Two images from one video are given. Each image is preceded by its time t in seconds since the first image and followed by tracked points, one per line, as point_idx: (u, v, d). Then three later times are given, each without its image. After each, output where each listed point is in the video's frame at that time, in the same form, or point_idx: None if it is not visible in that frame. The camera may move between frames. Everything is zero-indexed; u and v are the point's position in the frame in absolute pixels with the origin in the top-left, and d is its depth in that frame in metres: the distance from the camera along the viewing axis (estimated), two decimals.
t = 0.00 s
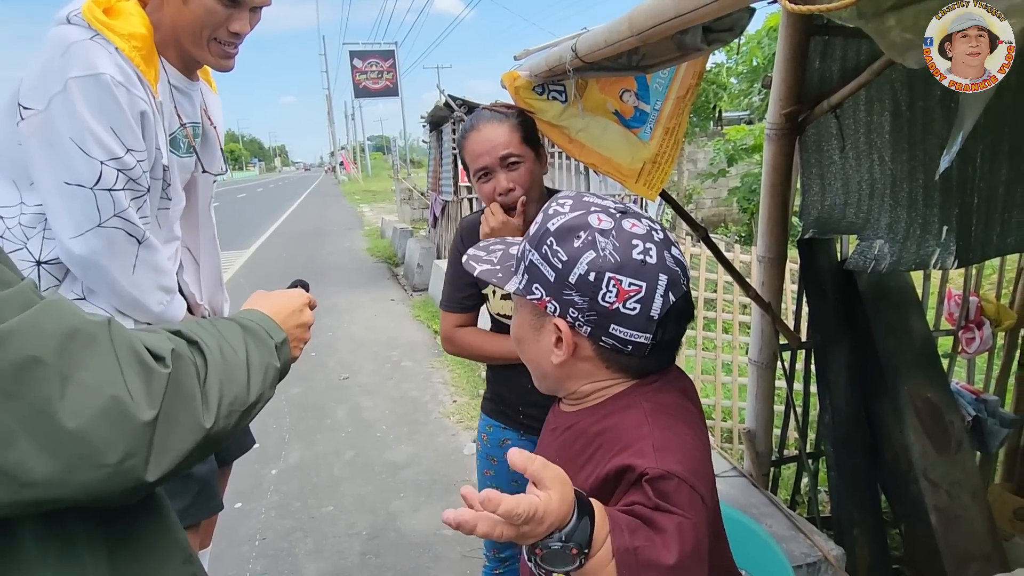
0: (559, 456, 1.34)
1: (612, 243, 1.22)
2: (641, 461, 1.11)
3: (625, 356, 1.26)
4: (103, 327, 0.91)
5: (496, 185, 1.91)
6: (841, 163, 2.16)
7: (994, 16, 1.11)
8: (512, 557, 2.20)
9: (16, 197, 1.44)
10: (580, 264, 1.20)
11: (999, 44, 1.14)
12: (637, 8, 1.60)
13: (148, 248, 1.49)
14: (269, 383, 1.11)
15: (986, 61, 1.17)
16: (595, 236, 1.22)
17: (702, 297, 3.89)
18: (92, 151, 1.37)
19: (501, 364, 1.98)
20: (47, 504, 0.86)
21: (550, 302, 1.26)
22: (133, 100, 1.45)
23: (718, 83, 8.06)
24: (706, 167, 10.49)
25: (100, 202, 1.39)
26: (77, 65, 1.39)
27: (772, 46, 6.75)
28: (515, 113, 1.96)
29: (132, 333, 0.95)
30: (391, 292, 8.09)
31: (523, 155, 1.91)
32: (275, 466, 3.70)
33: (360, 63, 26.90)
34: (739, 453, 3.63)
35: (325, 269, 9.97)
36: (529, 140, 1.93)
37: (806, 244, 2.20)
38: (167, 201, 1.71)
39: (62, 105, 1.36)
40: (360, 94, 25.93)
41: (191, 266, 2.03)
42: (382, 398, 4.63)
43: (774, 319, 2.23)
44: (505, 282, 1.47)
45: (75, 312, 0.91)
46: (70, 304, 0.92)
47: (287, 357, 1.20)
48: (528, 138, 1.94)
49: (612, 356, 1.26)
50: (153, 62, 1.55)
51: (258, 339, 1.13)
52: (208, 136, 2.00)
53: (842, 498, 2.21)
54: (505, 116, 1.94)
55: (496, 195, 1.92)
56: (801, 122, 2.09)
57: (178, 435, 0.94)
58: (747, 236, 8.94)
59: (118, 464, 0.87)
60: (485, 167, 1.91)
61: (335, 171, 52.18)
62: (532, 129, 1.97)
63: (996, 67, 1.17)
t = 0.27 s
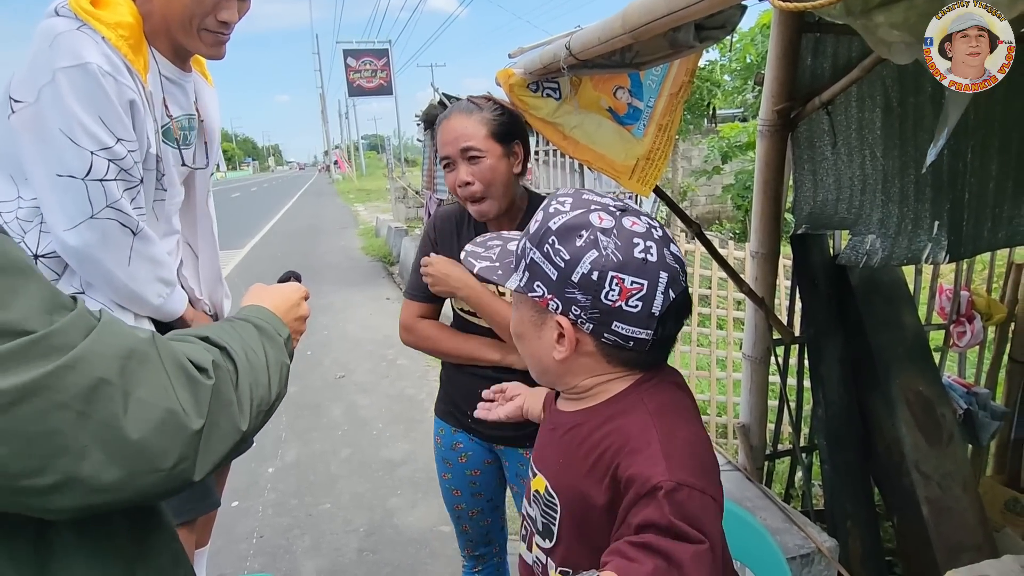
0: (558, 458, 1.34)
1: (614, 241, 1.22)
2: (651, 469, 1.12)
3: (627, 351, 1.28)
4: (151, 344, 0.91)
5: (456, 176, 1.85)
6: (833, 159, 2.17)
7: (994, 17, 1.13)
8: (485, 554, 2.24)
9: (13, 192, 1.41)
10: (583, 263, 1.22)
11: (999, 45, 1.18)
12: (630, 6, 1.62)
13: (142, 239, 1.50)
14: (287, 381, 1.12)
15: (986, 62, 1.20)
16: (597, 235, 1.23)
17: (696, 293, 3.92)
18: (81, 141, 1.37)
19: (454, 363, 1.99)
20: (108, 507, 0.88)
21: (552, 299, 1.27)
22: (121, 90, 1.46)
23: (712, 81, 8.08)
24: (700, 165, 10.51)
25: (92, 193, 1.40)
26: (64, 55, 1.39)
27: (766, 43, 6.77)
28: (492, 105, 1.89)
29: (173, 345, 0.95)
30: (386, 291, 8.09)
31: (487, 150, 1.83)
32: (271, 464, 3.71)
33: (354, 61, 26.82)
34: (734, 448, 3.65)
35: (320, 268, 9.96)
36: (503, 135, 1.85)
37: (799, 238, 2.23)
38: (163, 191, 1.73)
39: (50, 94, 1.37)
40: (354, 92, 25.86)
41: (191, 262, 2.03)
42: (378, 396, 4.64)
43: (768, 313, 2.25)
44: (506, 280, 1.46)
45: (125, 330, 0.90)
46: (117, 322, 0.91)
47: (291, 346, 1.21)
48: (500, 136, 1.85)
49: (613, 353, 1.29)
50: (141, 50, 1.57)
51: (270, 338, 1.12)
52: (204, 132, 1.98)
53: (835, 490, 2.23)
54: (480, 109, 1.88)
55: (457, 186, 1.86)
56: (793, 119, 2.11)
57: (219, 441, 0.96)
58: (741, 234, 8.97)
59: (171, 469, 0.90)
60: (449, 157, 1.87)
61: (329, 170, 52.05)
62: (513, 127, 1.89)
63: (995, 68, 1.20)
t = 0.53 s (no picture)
0: (561, 463, 1.35)
1: (612, 247, 1.24)
2: (663, 482, 1.14)
3: (623, 355, 1.30)
4: (170, 306, 0.99)
5: (437, 176, 1.87)
6: (828, 158, 2.21)
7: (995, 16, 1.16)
8: (469, 557, 2.26)
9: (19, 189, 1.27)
10: (583, 269, 1.23)
11: (1000, 44, 1.19)
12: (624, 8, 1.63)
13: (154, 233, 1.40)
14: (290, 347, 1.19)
15: (987, 62, 1.22)
16: (596, 241, 1.24)
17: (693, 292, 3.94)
18: (91, 139, 1.26)
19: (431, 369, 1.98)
20: (150, 450, 0.95)
21: (550, 304, 1.28)
22: (128, 87, 1.36)
23: (708, 80, 8.11)
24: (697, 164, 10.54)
25: (105, 189, 1.28)
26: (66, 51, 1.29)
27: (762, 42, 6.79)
28: (481, 107, 1.89)
29: (188, 309, 1.03)
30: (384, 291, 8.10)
31: (469, 154, 1.83)
32: (270, 464, 3.71)
33: (350, 62, 26.80)
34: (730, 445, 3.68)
35: (318, 268, 9.96)
36: (488, 140, 1.85)
37: (794, 237, 2.23)
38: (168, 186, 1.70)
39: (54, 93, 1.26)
40: (351, 93, 25.84)
41: (200, 249, 2.03)
42: (377, 396, 4.65)
43: (764, 312, 2.26)
44: (502, 283, 1.48)
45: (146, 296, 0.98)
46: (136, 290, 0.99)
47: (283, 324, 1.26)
48: (486, 139, 1.85)
49: (610, 356, 1.30)
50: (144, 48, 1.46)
51: (266, 312, 1.17)
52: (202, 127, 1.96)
53: (831, 485, 2.25)
54: (470, 110, 1.88)
55: (437, 185, 1.88)
56: (787, 119, 2.12)
57: (239, 390, 1.04)
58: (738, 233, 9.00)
59: (200, 411, 0.97)
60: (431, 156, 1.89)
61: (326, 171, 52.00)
62: (501, 133, 1.88)
63: (996, 67, 1.22)
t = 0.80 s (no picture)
0: (557, 456, 1.36)
1: (614, 245, 1.25)
2: (656, 472, 1.15)
3: (623, 352, 1.31)
4: (175, 286, 1.00)
5: (440, 175, 1.88)
6: (825, 157, 2.21)
7: (994, 17, 1.18)
8: (475, 563, 2.27)
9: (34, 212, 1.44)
10: (584, 266, 1.23)
11: (1000, 44, 1.21)
12: (620, 12, 1.65)
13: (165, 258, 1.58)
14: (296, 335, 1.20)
15: (987, 62, 1.22)
16: (598, 239, 1.25)
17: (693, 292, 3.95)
18: (114, 173, 1.40)
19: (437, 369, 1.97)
20: (155, 423, 0.97)
21: (551, 300, 1.29)
22: (152, 124, 1.48)
23: (707, 80, 8.12)
24: (697, 164, 10.55)
25: (125, 220, 1.44)
26: (95, 91, 1.40)
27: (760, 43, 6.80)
28: (483, 101, 1.86)
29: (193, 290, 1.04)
30: (385, 293, 8.11)
31: (469, 151, 1.81)
32: (272, 466, 3.73)
33: (350, 64, 26.83)
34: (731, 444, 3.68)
35: (318, 270, 9.98)
36: (488, 137, 1.83)
37: (792, 237, 2.25)
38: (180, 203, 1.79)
39: (80, 129, 1.38)
40: (350, 94, 25.87)
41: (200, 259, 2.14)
42: (378, 398, 4.66)
43: (763, 311, 2.27)
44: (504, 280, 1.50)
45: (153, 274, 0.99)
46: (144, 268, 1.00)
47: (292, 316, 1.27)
48: (486, 135, 1.83)
49: (611, 354, 1.31)
50: (164, 80, 1.57)
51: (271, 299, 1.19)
52: (213, 141, 2.04)
53: (831, 482, 2.26)
54: (469, 105, 1.85)
55: (440, 184, 1.90)
56: (785, 118, 2.14)
57: (246, 370, 1.05)
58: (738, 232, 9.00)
59: (207, 386, 0.99)
60: (433, 154, 1.89)
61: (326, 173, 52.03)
62: (503, 128, 1.85)
63: (997, 66, 1.22)
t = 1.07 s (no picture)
0: (562, 454, 1.37)
1: (623, 244, 1.26)
2: (656, 472, 1.16)
3: (630, 350, 1.32)
4: (181, 307, 1.00)
5: (456, 177, 1.92)
6: (829, 157, 2.20)
7: (993, 17, 1.20)
8: (492, 569, 2.22)
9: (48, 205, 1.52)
10: (593, 264, 1.25)
11: (999, 44, 1.24)
12: (622, 12, 1.67)
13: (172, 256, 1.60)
14: (297, 353, 1.21)
15: (986, 62, 1.25)
16: (607, 238, 1.26)
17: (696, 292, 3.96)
18: (125, 166, 1.45)
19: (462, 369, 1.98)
20: (150, 449, 0.98)
21: (560, 298, 1.30)
22: (164, 119, 1.54)
23: (710, 80, 8.13)
24: (700, 164, 10.55)
25: (132, 212, 1.49)
26: (111, 86, 1.47)
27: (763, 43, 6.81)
28: (493, 101, 1.86)
29: (201, 310, 1.04)
30: (389, 294, 8.14)
31: (478, 153, 1.83)
32: (278, 466, 3.75)
33: (353, 66, 26.91)
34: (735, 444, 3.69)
35: (322, 272, 10.01)
36: (496, 137, 1.82)
37: (795, 235, 2.26)
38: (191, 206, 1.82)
39: (94, 121, 1.44)
40: (354, 96, 25.94)
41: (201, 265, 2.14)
42: (383, 398, 4.67)
43: (767, 310, 2.28)
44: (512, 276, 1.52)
45: (160, 295, 0.99)
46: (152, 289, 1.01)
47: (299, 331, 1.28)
48: (495, 136, 1.83)
49: (619, 352, 1.33)
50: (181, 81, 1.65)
51: (279, 317, 1.20)
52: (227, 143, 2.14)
53: (835, 481, 2.26)
54: (480, 106, 1.87)
55: (456, 186, 1.94)
56: (788, 118, 2.15)
57: (247, 395, 1.05)
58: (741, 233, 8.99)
59: (206, 411, 0.99)
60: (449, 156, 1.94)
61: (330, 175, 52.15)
62: (513, 126, 1.84)
63: (996, 67, 1.26)
